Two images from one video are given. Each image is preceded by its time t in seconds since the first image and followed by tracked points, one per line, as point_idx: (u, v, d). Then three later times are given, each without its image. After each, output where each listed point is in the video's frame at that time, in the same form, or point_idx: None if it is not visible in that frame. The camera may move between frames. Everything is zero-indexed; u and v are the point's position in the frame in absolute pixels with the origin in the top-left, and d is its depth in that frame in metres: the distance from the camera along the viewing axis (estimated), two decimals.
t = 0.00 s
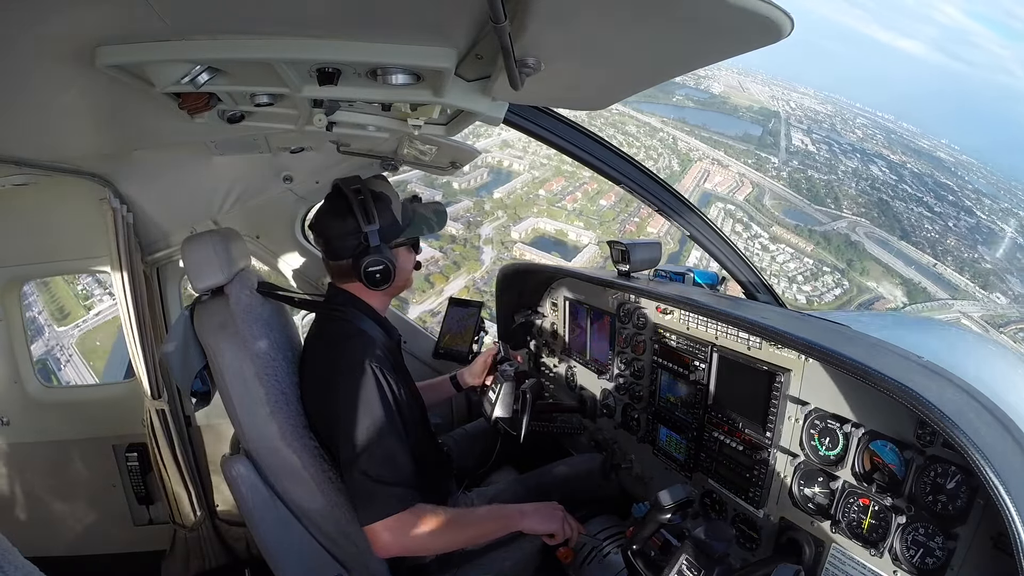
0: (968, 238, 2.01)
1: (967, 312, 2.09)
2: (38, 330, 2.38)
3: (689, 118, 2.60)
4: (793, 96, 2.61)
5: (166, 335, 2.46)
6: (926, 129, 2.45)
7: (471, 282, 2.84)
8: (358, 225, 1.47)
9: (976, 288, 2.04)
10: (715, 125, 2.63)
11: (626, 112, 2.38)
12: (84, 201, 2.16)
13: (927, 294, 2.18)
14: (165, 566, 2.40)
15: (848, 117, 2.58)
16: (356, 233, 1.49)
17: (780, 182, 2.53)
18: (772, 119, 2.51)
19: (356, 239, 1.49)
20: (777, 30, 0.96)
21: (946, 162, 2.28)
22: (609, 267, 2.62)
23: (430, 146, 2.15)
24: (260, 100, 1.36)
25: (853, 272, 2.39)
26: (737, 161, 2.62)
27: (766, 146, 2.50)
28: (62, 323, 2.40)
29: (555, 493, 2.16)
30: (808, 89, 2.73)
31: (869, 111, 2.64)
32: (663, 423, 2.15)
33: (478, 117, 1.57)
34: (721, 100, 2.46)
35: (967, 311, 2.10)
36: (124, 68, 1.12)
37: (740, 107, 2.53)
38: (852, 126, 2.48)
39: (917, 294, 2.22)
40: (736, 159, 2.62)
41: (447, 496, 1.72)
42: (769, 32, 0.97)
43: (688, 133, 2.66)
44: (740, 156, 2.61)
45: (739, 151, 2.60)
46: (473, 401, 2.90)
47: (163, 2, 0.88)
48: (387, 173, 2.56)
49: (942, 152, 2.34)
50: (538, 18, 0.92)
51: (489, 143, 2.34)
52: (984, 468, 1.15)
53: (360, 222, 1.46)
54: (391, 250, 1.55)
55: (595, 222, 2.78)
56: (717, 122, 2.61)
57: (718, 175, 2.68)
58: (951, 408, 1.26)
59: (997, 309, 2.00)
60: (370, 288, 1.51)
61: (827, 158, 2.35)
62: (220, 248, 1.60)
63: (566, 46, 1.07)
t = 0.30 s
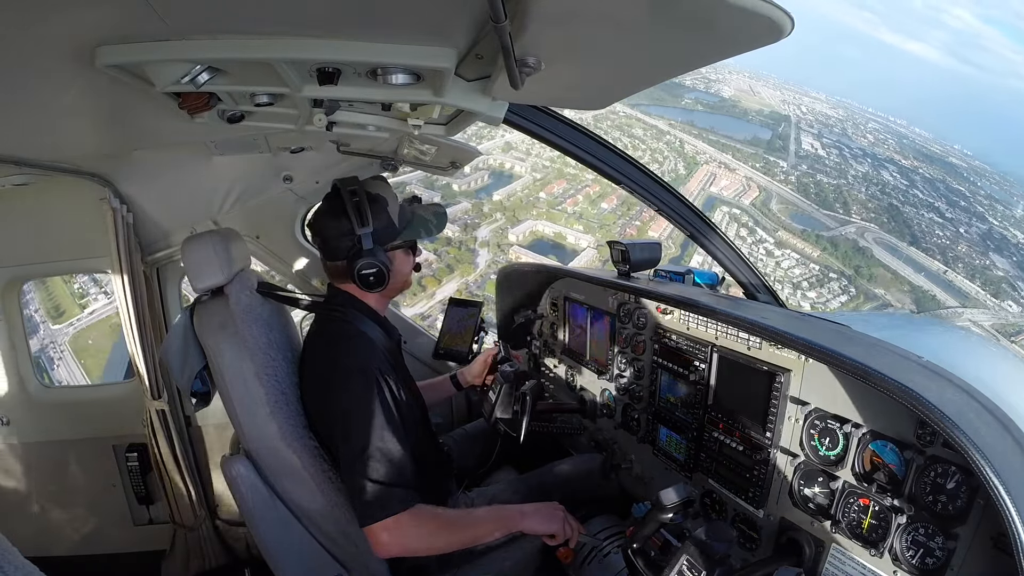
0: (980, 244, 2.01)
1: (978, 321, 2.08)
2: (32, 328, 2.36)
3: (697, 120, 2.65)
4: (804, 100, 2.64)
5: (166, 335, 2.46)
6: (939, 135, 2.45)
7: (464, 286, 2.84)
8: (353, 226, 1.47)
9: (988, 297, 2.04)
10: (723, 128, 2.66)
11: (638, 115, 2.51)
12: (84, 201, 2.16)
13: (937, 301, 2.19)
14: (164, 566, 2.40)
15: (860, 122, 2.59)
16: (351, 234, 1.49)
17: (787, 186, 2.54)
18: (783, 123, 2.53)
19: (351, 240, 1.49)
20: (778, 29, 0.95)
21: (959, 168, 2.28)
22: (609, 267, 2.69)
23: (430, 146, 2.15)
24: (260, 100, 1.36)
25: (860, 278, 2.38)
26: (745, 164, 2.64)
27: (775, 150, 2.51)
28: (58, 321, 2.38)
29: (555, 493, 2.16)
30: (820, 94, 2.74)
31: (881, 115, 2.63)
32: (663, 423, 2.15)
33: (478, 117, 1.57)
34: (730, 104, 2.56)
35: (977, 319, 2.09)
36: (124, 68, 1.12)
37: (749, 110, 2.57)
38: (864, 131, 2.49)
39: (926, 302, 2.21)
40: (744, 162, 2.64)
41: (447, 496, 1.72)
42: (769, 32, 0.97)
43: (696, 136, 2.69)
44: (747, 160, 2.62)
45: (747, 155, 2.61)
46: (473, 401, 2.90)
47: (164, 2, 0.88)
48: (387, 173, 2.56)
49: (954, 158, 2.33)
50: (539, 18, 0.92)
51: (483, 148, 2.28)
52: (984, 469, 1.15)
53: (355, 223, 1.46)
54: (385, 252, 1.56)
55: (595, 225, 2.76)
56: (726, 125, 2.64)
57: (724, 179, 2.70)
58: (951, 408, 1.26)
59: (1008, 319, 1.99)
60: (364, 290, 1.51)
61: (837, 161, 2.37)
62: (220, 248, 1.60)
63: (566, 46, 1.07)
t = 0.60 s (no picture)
0: (994, 250, 1.99)
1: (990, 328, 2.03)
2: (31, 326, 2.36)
3: (707, 120, 2.66)
4: (818, 103, 2.66)
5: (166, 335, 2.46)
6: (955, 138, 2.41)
7: (457, 287, 2.85)
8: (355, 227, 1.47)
9: (1000, 304, 1.98)
10: (733, 129, 2.67)
11: (646, 114, 2.49)
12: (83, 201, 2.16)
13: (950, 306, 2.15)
14: (164, 566, 2.40)
15: (874, 124, 2.58)
16: (353, 235, 1.49)
17: (796, 187, 2.50)
18: (795, 124, 2.54)
19: (352, 241, 1.49)
20: (778, 30, 0.95)
21: (973, 171, 2.24)
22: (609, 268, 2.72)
23: (430, 146, 2.15)
24: (260, 100, 1.36)
25: (868, 283, 2.39)
26: (753, 165, 2.64)
27: (786, 151, 2.50)
28: (54, 316, 2.38)
29: (555, 493, 2.16)
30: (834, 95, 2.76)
31: (896, 118, 2.63)
32: (663, 423, 2.15)
33: (478, 117, 1.57)
34: (742, 104, 2.59)
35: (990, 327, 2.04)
36: (123, 68, 1.12)
37: (761, 110, 2.60)
38: (878, 132, 2.49)
39: (938, 306, 2.20)
40: (753, 163, 2.64)
41: (447, 496, 1.72)
42: (770, 32, 0.96)
43: (706, 136, 2.70)
44: (757, 160, 2.62)
45: (757, 155, 2.61)
46: (473, 401, 2.91)
47: (163, 2, 0.88)
48: (388, 173, 2.57)
49: (970, 161, 2.28)
50: (539, 18, 0.92)
51: (489, 143, 2.32)
52: (984, 469, 1.15)
53: (356, 225, 1.45)
54: (386, 255, 1.55)
55: (596, 225, 2.75)
56: (737, 126, 2.66)
57: (733, 179, 2.71)
58: (951, 408, 1.26)
59: None
60: (363, 292, 1.50)
61: (850, 163, 2.36)
62: (220, 248, 1.60)
63: (566, 46, 1.07)
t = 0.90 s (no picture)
0: (1007, 256, 1.94)
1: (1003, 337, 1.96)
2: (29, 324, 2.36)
3: (716, 122, 2.63)
4: (831, 105, 2.63)
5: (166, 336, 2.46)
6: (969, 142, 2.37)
7: (449, 288, 2.89)
8: (366, 234, 1.46)
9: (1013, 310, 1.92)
10: (743, 130, 2.60)
11: (653, 115, 2.48)
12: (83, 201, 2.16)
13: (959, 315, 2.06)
14: (164, 566, 2.40)
15: (887, 126, 2.57)
16: (364, 242, 1.47)
17: (806, 191, 2.47)
18: (805, 127, 2.49)
19: (363, 247, 1.48)
20: (778, 29, 0.95)
21: (987, 176, 2.18)
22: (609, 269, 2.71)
23: (430, 146, 2.14)
24: (260, 100, 1.36)
25: (877, 288, 2.31)
26: (761, 167, 2.61)
27: (795, 154, 2.46)
28: (50, 313, 2.38)
29: (555, 493, 2.15)
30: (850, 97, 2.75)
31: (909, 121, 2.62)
32: (663, 423, 2.15)
33: (478, 117, 1.57)
34: (753, 107, 2.54)
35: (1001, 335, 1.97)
36: (124, 68, 1.12)
37: (772, 112, 2.53)
38: (890, 136, 2.47)
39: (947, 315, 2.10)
40: (761, 166, 2.61)
41: (447, 496, 1.72)
42: (770, 32, 0.96)
43: (714, 138, 2.65)
44: (767, 163, 2.57)
45: (768, 158, 2.55)
46: (473, 401, 2.91)
47: (163, 3, 0.88)
48: (388, 173, 2.57)
49: (983, 165, 2.25)
50: (540, 18, 0.92)
51: (493, 142, 2.38)
52: (985, 469, 1.16)
53: (369, 231, 1.45)
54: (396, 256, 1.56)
55: (596, 226, 2.77)
56: (746, 128, 2.59)
57: (740, 182, 2.69)
58: (951, 408, 1.26)
59: None
60: (378, 295, 1.53)
61: (861, 167, 2.30)
62: (220, 248, 1.60)
63: (566, 46, 1.07)
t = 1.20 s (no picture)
0: (1018, 265, 1.87)
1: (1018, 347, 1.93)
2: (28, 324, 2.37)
3: (724, 127, 2.65)
4: (840, 111, 2.61)
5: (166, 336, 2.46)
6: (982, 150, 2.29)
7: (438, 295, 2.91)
8: (371, 238, 1.47)
9: None
10: (751, 136, 2.61)
11: (661, 120, 2.57)
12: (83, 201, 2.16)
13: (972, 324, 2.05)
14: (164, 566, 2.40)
15: (899, 133, 2.52)
16: (368, 245, 1.48)
17: (813, 198, 2.44)
18: (815, 133, 2.45)
19: (367, 252, 1.48)
20: (778, 30, 0.96)
21: (1000, 183, 2.13)
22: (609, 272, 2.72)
23: (430, 146, 2.14)
24: (260, 100, 1.36)
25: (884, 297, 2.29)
26: (768, 173, 2.59)
27: (804, 160, 2.43)
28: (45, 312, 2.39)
29: (555, 493, 2.15)
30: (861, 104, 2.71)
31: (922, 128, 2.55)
32: (663, 423, 2.15)
33: (478, 117, 1.57)
34: (762, 112, 2.57)
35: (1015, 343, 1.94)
36: (123, 68, 1.12)
37: (781, 118, 2.54)
38: (901, 142, 2.42)
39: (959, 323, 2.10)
40: (768, 171, 2.59)
41: (448, 496, 1.72)
42: (770, 32, 0.97)
43: (721, 143, 2.68)
44: (773, 168, 2.57)
45: (775, 163, 2.55)
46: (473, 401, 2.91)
47: (162, 2, 0.88)
48: (388, 173, 2.57)
49: (996, 173, 2.17)
50: (540, 18, 0.92)
51: (494, 147, 2.40)
52: (985, 469, 1.16)
53: (373, 235, 1.46)
54: (399, 257, 1.56)
55: (595, 232, 2.74)
56: (755, 134, 2.60)
57: (745, 188, 2.67)
58: (951, 409, 1.25)
59: None
60: (382, 296, 1.54)
61: (870, 173, 2.27)
62: (220, 248, 1.60)
63: (566, 46, 1.07)
